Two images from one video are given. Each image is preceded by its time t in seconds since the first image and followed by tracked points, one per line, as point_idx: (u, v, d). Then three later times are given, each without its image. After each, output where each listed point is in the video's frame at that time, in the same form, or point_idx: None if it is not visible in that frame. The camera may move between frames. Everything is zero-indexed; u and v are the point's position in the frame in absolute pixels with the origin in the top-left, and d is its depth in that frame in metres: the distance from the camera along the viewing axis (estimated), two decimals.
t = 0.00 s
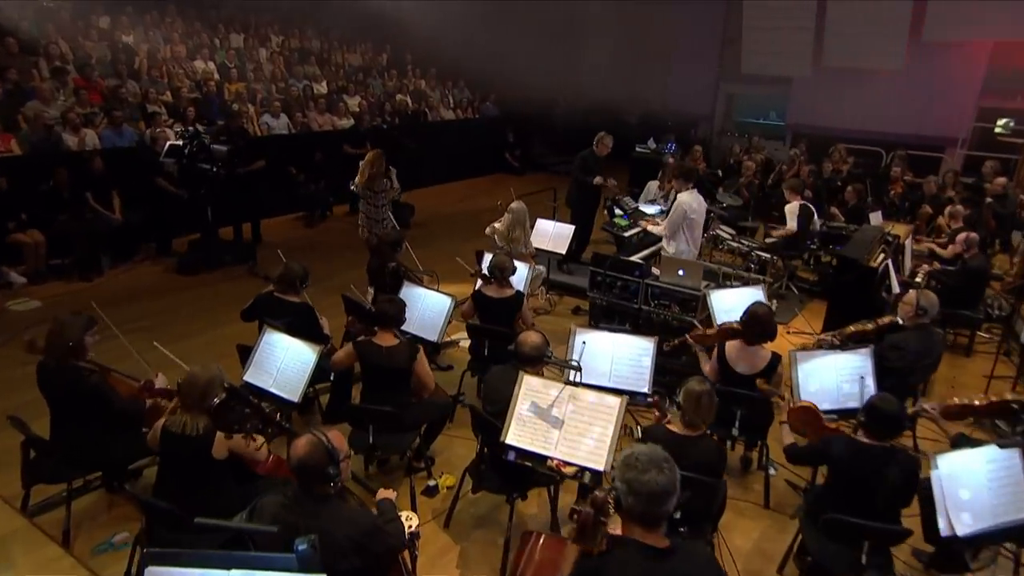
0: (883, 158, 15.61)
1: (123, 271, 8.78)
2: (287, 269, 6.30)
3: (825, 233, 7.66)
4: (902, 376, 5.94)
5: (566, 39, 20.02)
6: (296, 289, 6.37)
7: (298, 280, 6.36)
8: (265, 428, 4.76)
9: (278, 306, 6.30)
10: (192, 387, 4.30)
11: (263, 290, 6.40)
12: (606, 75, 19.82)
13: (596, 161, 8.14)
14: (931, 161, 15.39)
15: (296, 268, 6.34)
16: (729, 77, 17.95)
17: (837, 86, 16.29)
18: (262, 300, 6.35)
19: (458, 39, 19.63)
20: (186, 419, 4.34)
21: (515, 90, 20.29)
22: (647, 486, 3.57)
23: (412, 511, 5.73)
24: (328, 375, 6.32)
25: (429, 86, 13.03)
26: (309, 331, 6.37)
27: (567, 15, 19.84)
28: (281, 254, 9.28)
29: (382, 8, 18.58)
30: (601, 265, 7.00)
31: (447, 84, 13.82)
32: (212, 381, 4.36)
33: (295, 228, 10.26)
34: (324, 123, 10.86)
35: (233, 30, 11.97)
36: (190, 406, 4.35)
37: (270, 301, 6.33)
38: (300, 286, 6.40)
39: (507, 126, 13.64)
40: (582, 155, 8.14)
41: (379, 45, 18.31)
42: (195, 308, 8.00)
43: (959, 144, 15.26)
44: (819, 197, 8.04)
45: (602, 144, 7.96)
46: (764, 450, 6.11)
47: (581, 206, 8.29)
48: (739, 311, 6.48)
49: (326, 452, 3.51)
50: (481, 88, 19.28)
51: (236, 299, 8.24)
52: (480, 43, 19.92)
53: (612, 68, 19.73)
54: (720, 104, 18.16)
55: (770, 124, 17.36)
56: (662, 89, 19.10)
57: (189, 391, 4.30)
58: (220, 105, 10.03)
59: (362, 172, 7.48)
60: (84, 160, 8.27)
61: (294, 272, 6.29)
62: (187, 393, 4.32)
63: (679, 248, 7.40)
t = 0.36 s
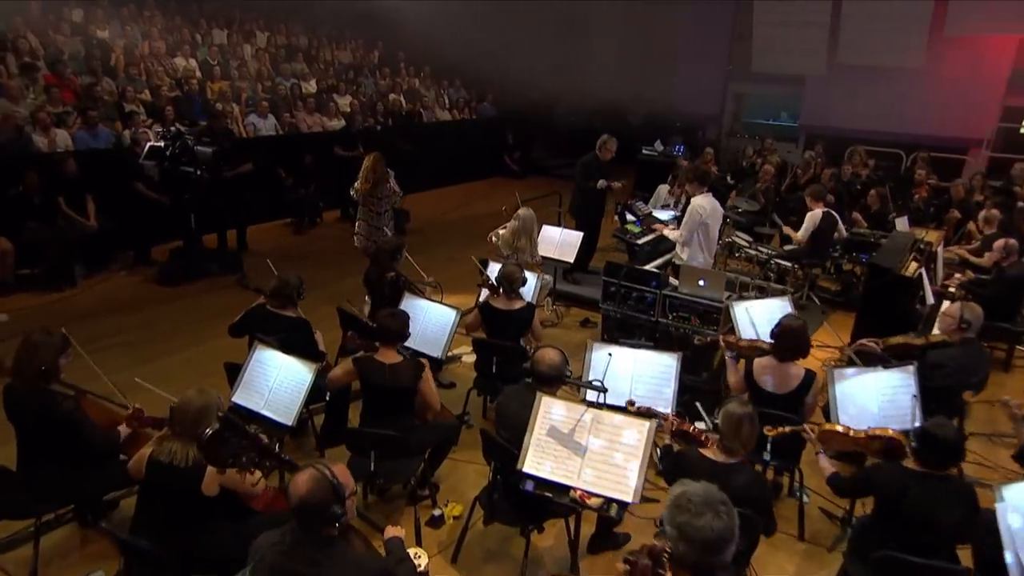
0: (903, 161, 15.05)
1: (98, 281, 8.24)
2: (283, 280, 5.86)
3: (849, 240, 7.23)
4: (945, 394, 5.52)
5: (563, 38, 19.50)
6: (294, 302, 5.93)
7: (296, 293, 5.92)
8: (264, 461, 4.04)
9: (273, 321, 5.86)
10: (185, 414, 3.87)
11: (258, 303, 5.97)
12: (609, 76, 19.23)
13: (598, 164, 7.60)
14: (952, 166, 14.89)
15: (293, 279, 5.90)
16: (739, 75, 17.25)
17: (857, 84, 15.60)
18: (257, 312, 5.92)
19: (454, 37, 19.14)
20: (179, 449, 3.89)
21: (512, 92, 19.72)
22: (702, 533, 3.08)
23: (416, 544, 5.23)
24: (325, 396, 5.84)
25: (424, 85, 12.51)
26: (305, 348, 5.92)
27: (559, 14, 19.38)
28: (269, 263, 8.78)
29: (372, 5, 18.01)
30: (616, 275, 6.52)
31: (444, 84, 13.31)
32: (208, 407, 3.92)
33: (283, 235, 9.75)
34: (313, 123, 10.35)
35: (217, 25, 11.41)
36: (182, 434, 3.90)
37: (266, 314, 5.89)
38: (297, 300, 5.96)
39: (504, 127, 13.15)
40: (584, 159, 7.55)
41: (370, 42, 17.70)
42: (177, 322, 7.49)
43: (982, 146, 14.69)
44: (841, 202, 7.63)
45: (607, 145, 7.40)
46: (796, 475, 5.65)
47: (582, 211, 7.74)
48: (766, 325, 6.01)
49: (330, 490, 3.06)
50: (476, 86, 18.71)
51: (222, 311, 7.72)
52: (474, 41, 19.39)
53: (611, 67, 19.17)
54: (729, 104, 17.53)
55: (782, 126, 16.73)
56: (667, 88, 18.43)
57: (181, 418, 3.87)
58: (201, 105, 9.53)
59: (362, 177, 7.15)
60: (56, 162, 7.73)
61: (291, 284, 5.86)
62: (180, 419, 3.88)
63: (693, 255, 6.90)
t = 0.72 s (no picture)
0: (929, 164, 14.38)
1: (74, 292, 7.72)
2: (277, 292, 5.39)
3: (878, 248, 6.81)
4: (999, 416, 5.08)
5: (560, 38, 19.05)
6: (288, 316, 5.46)
7: (290, 306, 5.45)
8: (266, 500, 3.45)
9: (266, 336, 5.38)
10: (180, 444, 3.40)
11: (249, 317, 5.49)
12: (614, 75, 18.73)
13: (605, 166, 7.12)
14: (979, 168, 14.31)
15: (289, 291, 5.44)
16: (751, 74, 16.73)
17: (872, 84, 15.18)
18: (247, 327, 5.44)
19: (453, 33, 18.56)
20: (171, 485, 3.44)
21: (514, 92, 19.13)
22: None
23: None
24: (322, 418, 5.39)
25: (421, 84, 12.01)
26: (302, 366, 5.46)
27: (553, 14, 18.95)
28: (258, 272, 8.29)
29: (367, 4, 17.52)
30: (637, 287, 6.03)
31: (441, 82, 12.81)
32: (205, 436, 3.46)
33: (272, 242, 9.26)
34: (303, 123, 9.88)
35: (199, 19, 10.87)
36: (174, 468, 3.42)
37: (258, 329, 5.41)
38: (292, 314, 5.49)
39: (504, 128, 12.66)
40: (588, 164, 7.05)
41: (363, 39, 17.13)
42: (159, 336, 7.00)
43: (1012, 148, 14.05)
44: (867, 206, 7.21)
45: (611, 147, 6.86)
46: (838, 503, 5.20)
47: (589, 219, 7.26)
48: (797, 339, 5.59)
49: (341, 531, 2.70)
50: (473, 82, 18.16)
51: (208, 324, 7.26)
52: (475, 38, 18.79)
53: (612, 66, 18.67)
54: (740, 104, 17.00)
55: (797, 125, 16.39)
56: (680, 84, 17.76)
57: (175, 448, 3.40)
58: (183, 104, 9.06)
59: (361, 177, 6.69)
60: (27, 164, 7.23)
61: (286, 297, 5.39)
62: (173, 449, 3.40)
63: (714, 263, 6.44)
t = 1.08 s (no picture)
0: (963, 165, 13.60)
1: (49, 304, 7.23)
2: (270, 307, 4.88)
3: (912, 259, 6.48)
4: None
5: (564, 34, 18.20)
6: (281, 333, 4.96)
7: (283, 322, 4.95)
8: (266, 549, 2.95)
9: (258, 355, 4.88)
10: (160, 479, 2.95)
11: (239, 333, 5.00)
12: (620, 78, 18.22)
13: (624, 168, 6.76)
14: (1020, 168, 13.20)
15: (282, 305, 4.93)
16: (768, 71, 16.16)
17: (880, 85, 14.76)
18: (237, 346, 4.94)
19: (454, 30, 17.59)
20: (153, 525, 2.97)
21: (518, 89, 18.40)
22: None
23: None
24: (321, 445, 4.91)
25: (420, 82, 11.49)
26: (299, 388, 4.98)
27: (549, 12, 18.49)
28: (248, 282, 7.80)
29: None
30: (661, 299, 5.58)
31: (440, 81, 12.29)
32: (189, 470, 3.02)
33: (262, 250, 8.77)
34: (295, 123, 9.42)
35: (184, 12, 10.32)
36: (154, 508, 2.98)
37: (248, 348, 4.91)
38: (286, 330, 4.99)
39: (505, 129, 12.17)
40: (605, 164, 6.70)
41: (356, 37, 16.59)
42: (141, 356, 6.53)
43: None
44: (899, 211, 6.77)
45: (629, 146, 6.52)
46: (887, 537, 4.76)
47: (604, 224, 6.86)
48: (837, 357, 5.09)
49: None
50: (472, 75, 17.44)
51: (193, 339, 6.88)
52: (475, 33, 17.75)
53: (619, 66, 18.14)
54: (758, 103, 16.32)
55: (816, 125, 15.54)
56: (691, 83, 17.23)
57: (154, 484, 2.95)
58: (168, 101, 8.56)
59: (366, 176, 6.30)
60: None
61: (280, 312, 4.89)
62: (152, 484, 2.96)
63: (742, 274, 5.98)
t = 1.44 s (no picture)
0: (1000, 168, 13.13)
1: (27, 318, 6.80)
2: (266, 323, 4.39)
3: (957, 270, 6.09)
4: None
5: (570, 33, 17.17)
6: (280, 352, 4.48)
7: (282, 340, 4.47)
8: None
9: (254, 376, 4.41)
10: (132, 519, 2.48)
11: (233, 352, 4.53)
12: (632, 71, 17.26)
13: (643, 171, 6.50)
14: None
15: (281, 321, 4.44)
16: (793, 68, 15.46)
17: (894, 87, 14.36)
18: (231, 366, 4.46)
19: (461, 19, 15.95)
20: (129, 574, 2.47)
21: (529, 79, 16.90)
22: None
23: None
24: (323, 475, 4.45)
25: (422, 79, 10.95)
26: (300, 412, 4.51)
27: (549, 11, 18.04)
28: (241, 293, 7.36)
29: None
30: (692, 314, 5.15)
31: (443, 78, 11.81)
32: (169, 509, 2.54)
33: (255, 259, 8.32)
34: (290, 123, 8.99)
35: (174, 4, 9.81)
36: (128, 554, 2.49)
37: (243, 368, 4.43)
38: (285, 349, 4.51)
39: (510, 129, 11.67)
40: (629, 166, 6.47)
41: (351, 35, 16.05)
42: (127, 375, 6.26)
43: None
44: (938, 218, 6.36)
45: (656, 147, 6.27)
46: None
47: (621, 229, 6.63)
48: (886, 379, 4.66)
49: None
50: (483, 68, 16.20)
51: (176, 358, 6.54)
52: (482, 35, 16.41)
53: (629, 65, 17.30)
54: (780, 101, 15.68)
55: (840, 125, 14.93)
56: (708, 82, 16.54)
57: (126, 526, 2.49)
58: (155, 100, 8.13)
59: (377, 180, 6.08)
60: None
61: (279, 329, 4.40)
62: (125, 526, 2.49)
63: (772, 286, 5.57)
